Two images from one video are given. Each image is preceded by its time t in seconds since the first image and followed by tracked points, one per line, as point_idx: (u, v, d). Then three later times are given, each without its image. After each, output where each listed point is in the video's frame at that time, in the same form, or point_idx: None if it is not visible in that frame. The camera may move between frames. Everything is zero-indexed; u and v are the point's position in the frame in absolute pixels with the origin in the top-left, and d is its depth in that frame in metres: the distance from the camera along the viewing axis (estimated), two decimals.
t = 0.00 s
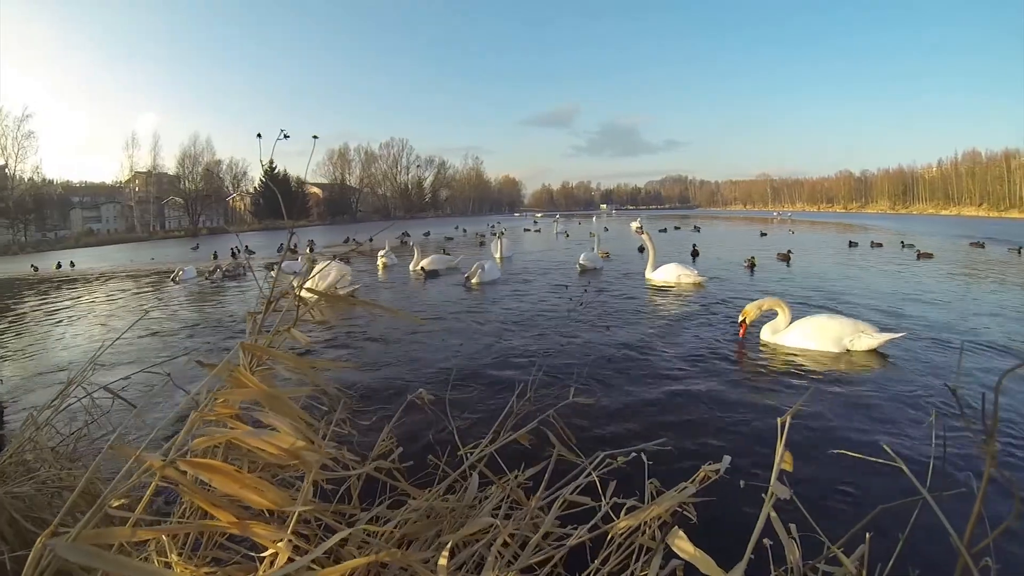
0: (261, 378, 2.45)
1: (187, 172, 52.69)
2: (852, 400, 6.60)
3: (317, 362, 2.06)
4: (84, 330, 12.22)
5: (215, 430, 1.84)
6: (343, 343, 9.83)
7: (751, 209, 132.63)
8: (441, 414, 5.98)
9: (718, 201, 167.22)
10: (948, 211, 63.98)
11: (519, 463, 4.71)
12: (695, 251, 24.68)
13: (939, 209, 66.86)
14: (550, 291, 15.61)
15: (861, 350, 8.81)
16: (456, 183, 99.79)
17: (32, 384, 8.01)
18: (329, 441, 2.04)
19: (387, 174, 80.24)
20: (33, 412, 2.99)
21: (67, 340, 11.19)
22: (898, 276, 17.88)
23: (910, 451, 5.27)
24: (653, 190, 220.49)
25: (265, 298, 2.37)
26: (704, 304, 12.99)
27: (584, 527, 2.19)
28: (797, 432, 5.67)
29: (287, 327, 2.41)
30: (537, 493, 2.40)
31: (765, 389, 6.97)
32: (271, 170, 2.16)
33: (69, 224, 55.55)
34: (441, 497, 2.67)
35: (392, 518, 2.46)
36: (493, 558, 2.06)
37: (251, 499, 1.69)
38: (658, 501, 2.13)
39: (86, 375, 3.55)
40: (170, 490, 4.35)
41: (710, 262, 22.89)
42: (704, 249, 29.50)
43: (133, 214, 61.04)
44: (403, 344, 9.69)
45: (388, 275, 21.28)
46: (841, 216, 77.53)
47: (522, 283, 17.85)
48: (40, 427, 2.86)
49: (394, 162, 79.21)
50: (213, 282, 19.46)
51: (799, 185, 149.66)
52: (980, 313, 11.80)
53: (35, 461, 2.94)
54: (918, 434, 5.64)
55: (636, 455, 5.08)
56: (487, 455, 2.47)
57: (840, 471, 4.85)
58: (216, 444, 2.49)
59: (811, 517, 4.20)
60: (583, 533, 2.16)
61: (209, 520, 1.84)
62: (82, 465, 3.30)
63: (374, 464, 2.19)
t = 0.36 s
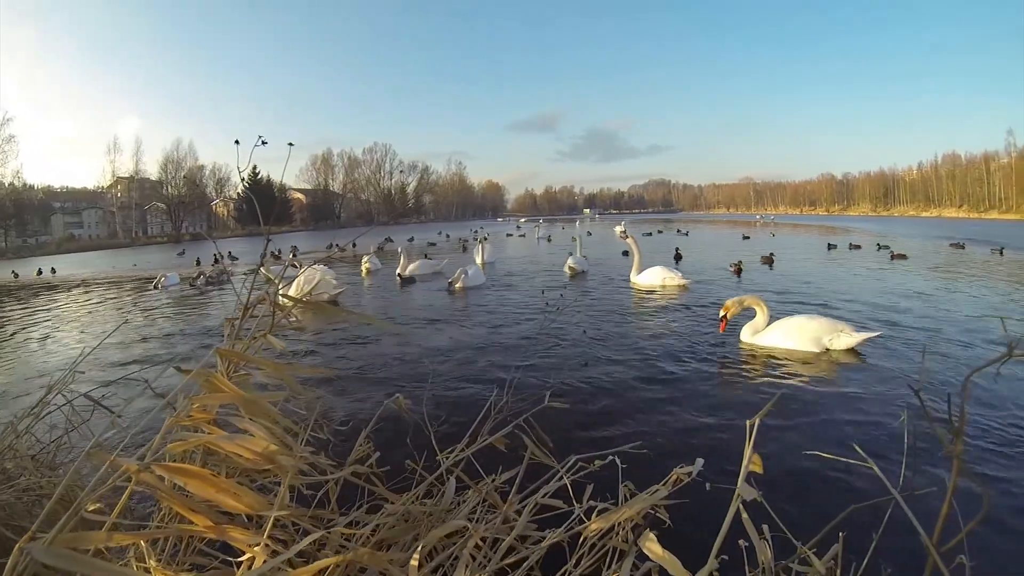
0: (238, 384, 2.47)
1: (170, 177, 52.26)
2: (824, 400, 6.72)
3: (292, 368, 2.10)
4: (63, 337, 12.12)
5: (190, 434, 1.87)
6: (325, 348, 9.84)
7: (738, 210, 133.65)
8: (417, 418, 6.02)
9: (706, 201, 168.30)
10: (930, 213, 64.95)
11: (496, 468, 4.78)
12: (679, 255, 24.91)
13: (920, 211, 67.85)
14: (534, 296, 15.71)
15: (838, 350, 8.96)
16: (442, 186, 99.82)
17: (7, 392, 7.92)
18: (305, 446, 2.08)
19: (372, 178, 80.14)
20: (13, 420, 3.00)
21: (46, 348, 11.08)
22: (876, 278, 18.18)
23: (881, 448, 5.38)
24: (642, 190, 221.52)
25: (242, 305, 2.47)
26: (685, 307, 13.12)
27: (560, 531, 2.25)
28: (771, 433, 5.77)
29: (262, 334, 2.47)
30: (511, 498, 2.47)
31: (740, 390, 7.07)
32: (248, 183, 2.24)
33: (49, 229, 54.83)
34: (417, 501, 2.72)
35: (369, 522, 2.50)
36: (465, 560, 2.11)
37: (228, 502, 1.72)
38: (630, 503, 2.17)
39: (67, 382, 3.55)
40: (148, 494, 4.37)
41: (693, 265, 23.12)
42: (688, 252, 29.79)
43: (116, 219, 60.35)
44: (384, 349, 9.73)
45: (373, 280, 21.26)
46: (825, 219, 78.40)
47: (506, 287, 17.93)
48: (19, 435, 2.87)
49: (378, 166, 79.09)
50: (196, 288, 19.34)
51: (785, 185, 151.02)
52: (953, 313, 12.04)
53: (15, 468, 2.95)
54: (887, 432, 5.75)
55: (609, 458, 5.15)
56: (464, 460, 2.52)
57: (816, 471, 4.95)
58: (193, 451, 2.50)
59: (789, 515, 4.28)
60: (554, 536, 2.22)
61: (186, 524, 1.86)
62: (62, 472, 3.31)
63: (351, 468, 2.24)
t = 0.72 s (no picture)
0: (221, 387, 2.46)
1: (154, 178, 51.70)
2: (804, 399, 6.81)
3: (276, 370, 2.09)
4: (44, 341, 11.95)
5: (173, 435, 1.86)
6: (310, 350, 9.81)
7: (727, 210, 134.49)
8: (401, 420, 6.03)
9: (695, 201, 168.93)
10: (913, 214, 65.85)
11: (479, 470, 4.80)
12: (666, 255, 25.10)
13: (904, 212, 68.75)
14: (521, 297, 15.76)
15: (819, 350, 9.08)
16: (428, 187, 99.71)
17: None
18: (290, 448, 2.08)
19: (358, 179, 79.87)
20: None
21: (26, 351, 10.93)
22: (856, 278, 18.45)
23: (859, 447, 5.47)
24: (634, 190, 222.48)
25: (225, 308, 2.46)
26: (670, 308, 13.22)
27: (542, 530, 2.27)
28: (753, 433, 5.82)
29: (246, 336, 2.47)
30: (495, 499, 2.49)
31: (721, 390, 7.15)
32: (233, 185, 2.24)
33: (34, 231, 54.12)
34: (401, 502, 2.72)
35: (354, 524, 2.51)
36: (446, 560, 2.12)
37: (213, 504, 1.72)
38: (610, 503, 2.17)
39: (52, 385, 3.50)
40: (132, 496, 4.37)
41: (679, 266, 23.29)
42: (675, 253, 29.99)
43: (101, 220, 59.52)
44: (370, 351, 9.72)
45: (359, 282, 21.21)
46: (812, 219, 79.21)
47: (493, 289, 17.96)
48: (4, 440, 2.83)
49: (363, 168, 78.76)
50: (181, 291, 19.16)
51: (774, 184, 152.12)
52: (931, 312, 12.26)
53: None
54: (864, 431, 5.84)
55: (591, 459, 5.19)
56: (448, 462, 2.54)
57: (800, 471, 4.99)
58: (178, 454, 2.49)
59: (775, 516, 4.31)
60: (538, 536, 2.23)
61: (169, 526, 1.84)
62: (48, 476, 3.28)
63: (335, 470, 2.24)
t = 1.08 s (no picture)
0: (211, 391, 2.45)
1: (144, 179, 51.32)
2: (790, 400, 6.87)
3: (265, 372, 2.08)
4: (32, 344, 11.86)
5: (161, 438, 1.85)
6: (299, 353, 9.80)
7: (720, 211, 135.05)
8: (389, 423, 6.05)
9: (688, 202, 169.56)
10: (902, 216, 66.53)
11: (466, 472, 4.83)
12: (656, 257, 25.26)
13: (893, 214, 69.47)
14: (511, 298, 15.82)
15: (805, 350, 9.18)
16: (420, 188, 99.55)
17: None
18: (279, 451, 2.08)
19: (349, 181, 79.55)
20: None
21: (13, 354, 10.84)
22: (844, 278, 18.63)
23: (843, 446, 5.53)
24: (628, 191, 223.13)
25: (214, 312, 2.48)
26: (660, 309, 13.29)
27: (527, 530, 2.30)
28: (740, 433, 5.88)
29: (233, 340, 2.48)
30: (482, 500, 2.51)
31: (708, 391, 7.20)
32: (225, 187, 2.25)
33: (22, 233, 53.56)
34: (390, 504, 2.73)
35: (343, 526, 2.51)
36: (433, 561, 2.13)
37: (200, 506, 1.70)
38: (596, 504, 2.18)
39: (42, 387, 3.49)
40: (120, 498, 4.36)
41: (669, 267, 23.42)
42: (666, 254, 30.17)
43: (90, 222, 58.99)
44: (359, 353, 9.73)
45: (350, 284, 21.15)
46: (802, 220, 79.85)
47: (484, 291, 18.01)
48: None
49: (354, 169, 78.50)
50: (171, 293, 19.05)
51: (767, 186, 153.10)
52: (916, 312, 12.41)
53: None
54: (848, 431, 5.90)
55: (578, 460, 5.23)
56: (436, 463, 2.55)
57: (788, 471, 5.03)
58: (168, 457, 2.48)
59: (763, 516, 4.35)
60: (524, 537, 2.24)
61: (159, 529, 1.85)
62: (38, 479, 3.27)
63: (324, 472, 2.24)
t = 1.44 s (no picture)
0: (201, 393, 2.44)
1: (134, 181, 50.98)
2: (778, 398, 6.93)
3: (257, 374, 2.07)
4: (19, 348, 11.74)
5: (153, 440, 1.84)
6: (290, 355, 9.78)
7: (713, 211, 135.79)
8: (381, 425, 6.06)
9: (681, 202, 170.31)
10: (892, 215, 67.05)
11: (458, 473, 4.86)
12: (647, 257, 25.39)
13: (883, 213, 70.02)
14: (502, 299, 15.86)
15: (793, 349, 9.26)
16: (413, 190, 99.58)
17: None
18: (272, 452, 2.07)
19: (340, 183, 79.37)
20: None
21: None
22: (831, 277, 18.82)
23: (830, 443, 5.58)
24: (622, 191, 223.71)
25: (205, 315, 2.48)
26: (650, 309, 13.36)
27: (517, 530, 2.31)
28: (729, 432, 5.92)
29: (225, 342, 2.46)
30: (472, 500, 2.52)
31: (697, 390, 7.25)
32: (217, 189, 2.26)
33: (11, 236, 53.06)
34: (381, 505, 2.73)
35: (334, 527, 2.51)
36: (425, 561, 2.13)
37: (191, 508, 1.69)
38: (585, 504, 2.17)
39: (31, 393, 3.47)
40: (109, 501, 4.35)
41: (659, 267, 23.56)
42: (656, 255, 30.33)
43: (79, 224, 58.40)
44: (350, 355, 9.71)
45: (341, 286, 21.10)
46: (793, 220, 80.27)
47: (476, 292, 18.04)
48: None
49: (346, 170, 78.29)
50: (160, 297, 18.93)
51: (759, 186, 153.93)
52: (902, 310, 12.56)
53: None
54: (836, 428, 5.97)
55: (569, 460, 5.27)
56: (427, 464, 2.56)
57: (780, 469, 5.06)
58: (158, 459, 2.47)
59: (756, 515, 4.37)
60: (514, 536, 2.24)
61: (150, 532, 1.83)
62: (29, 484, 3.26)
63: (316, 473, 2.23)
